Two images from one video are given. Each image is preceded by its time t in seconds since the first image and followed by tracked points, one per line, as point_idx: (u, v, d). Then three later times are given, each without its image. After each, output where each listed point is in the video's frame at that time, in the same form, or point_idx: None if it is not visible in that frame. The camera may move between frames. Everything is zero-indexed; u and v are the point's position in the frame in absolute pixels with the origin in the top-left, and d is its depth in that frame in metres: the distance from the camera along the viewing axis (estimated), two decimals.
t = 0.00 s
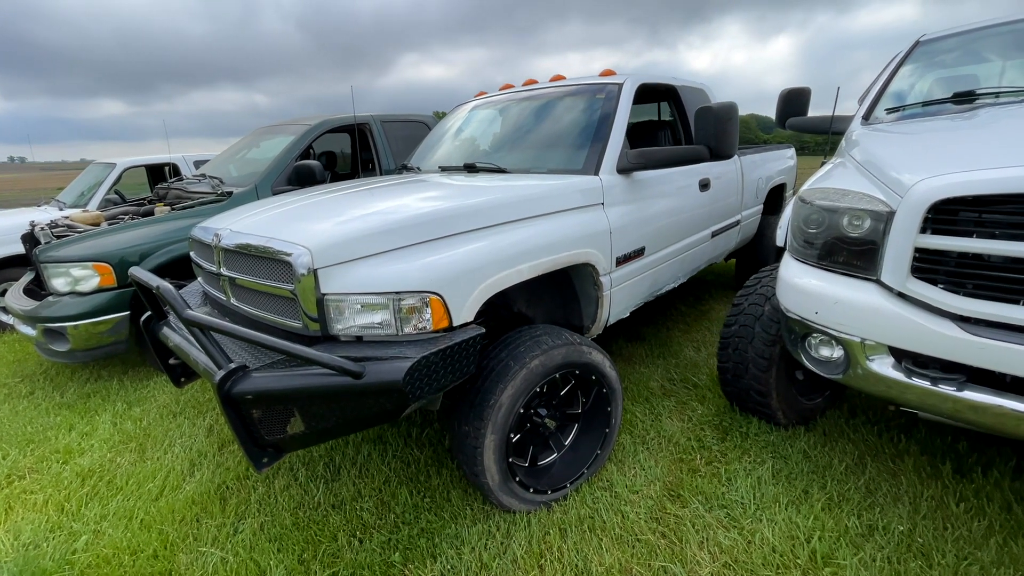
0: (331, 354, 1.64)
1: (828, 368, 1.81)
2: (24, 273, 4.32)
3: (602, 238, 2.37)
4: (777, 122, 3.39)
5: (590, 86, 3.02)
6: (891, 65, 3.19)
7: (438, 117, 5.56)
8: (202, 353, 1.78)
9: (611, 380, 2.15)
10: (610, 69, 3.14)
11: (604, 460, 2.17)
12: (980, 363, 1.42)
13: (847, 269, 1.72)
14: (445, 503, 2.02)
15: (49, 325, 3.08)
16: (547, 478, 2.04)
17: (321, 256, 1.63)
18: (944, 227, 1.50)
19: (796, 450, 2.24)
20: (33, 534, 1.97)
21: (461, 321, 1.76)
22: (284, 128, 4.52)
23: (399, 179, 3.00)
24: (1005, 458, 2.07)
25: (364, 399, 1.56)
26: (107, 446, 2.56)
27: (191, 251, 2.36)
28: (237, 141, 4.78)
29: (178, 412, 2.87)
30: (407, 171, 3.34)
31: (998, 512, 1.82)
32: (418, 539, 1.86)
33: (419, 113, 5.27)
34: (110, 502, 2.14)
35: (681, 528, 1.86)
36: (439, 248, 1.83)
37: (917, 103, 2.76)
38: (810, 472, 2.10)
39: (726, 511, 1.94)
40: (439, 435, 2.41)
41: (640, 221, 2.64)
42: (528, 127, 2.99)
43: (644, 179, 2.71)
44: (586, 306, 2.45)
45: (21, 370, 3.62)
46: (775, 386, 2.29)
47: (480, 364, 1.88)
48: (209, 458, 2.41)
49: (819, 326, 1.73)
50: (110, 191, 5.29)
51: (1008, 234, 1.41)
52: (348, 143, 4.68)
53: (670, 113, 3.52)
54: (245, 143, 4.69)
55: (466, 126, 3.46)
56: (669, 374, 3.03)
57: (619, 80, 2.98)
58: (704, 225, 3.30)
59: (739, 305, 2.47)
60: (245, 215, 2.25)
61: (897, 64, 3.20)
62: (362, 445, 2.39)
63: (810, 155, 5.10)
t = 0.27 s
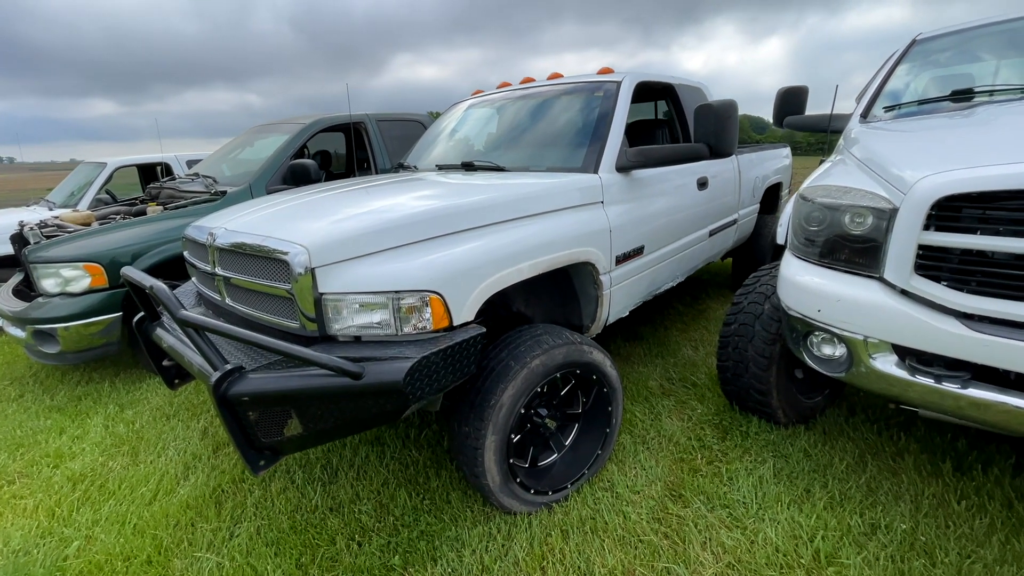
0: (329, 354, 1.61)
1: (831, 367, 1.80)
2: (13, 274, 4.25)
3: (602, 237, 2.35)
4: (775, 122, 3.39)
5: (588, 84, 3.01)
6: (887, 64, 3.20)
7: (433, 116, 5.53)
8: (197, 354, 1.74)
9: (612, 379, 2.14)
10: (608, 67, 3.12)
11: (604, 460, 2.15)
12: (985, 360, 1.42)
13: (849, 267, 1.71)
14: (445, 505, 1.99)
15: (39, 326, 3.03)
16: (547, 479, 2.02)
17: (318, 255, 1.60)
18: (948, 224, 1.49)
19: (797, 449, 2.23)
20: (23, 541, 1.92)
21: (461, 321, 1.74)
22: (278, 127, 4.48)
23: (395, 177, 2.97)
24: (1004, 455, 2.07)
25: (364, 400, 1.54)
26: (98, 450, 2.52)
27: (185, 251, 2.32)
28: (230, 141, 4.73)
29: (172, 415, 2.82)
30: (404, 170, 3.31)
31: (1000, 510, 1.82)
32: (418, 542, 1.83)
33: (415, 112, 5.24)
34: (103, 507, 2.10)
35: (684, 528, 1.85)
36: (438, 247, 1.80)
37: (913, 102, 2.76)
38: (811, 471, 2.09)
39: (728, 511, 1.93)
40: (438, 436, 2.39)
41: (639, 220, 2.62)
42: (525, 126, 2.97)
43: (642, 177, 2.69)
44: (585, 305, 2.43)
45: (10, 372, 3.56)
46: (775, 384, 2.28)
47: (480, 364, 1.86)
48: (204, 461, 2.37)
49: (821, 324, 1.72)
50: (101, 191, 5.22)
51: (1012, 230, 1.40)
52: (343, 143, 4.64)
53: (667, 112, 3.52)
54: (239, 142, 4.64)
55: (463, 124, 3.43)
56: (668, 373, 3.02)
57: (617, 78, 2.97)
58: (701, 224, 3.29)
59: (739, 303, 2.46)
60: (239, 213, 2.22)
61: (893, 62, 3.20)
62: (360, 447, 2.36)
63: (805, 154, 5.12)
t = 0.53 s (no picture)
0: (332, 352, 1.59)
1: (834, 363, 1.80)
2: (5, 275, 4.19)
3: (603, 235, 2.34)
4: (773, 119, 3.40)
5: (587, 82, 3.00)
6: (884, 63, 3.21)
7: (430, 115, 5.51)
8: (197, 353, 1.72)
9: (614, 377, 2.13)
10: (607, 65, 3.12)
11: (607, 458, 2.15)
12: (989, 355, 1.42)
13: (852, 264, 1.72)
14: (448, 504, 1.98)
15: (33, 327, 2.99)
16: (550, 478, 2.01)
17: (320, 252, 1.58)
18: (951, 220, 1.50)
19: (799, 446, 2.24)
20: (19, 544, 1.89)
21: (465, 318, 1.73)
22: (274, 126, 4.45)
23: (394, 176, 2.95)
24: (1004, 450, 2.08)
25: (368, 399, 1.52)
26: (95, 452, 2.48)
27: (182, 250, 2.29)
28: (226, 140, 4.69)
29: (169, 416, 2.79)
30: (402, 168, 3.30)
31: (1001, 504, 1.83)
32: (421, 542, 1.82)
33: (411, 111, 5.22)
34: (100, 509, 2.07)
35: (688, 525, 1.84)
36: (441, 245, 1.79)
37: (911, 100, 2.77)
38: (814, 468, 2.10)
39: (732, 508, 1.92)
40: (439, 435, 2.37)
41: (639, 218, 2.62)
42: (524, 124, 2.97)
43: (643, 175, 2.69)
44: (587, 303, 2.43)
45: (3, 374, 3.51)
46: (777, 381, 2.28)
47: (484, 362, 1.85)
48: (202, 462, 2.34)
49: (825, 321, 1.72)
50: (94, 190, 5.16)
51: (1016, 225, 1.41)
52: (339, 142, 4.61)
53: (666, 110, 3.52)
54: (234, 141, 4.61)
55: (461, 123, 3.42)
56: (668, 371, 3.02)
57: (617, 77, 2.97)
58: (701, 222, 3.29)
59: (740, 301, 2.46)
60: (238, 212, 2.20)
61: (890, 61, 3.22)
62: (360, 447, 2.34)
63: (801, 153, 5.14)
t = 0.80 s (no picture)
0: (334, 350, 1.60)
1: (830, 360, 1.83)
2: None
3: (602, 234, 2.36)
4: (768, 119, 3.42)
5: (585, 83, 3.02)
6: (878, 63, 3.25)
7: (427, 115, 5.52)
8: (199, 352, 1.73)
9: (613, 375, 2.15)
10: (604, 66, 3.14)
11: (606, 455, 2.17)
12: (982, 351, 1.45)
13: (848, 261, 1.74)
14: (448, 502, 1.99)
15: (29, 327, 2.98)
16: (550, 475, 2.02)
17: (322, 251, 1.59)
18: (944, 218, 1.52)
19: (795, 442, 2.26)
20: (18, 544, 1.89)
21: (466, 316, 1.74)
22: (271, 126, 4.44)
23: (393, 175, 2.96)
24: (996, 445, 2.12)
25: (370, 396, 1.54)
26: (93, 452, 2.48)
27: (182, 249, 2.29)
28: (223, 140, 4.68)
29: (167, 416, 2.79)
30: (400, 168, 3.30)
31: (993, 498, 1.86)
32: (422, 539, 1.83)
33: (408, 111, 5.23)
34: (100, 509, 2.07)
35: (687, 521, 1.86)
36: (441, 243, 1.81)
37: (904, 100, 2.81)
38: (810, 464, 2.12)
39: (729, 504, 1.95)
40: (439, 434, 2.38)
41: (637, 217, 2.64)
42: (522, 124, 2.98)
43: (640, 175, 2.71)
44: (585, 302, 2.45)
45: None
46: (773, 378, 2.31)
47: (484, 360, 1.86)
48: (201, 462, 2.34)
49: (821, 318, 1.75)
50: (89, 190, 5.14)
51: (1007, 223, 1.43)
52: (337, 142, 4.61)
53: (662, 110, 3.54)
54: (231, 141, 4.60)
55: (459, 122, 3.43)
56: (665, 369, 3.04)
57: (614, 77, 2.99)
58: (697, 222, 3.32)
59: (737, 299, 2.49)
60: (237, 211, 2.20)
61: (884, 62, 3.25)
62: (360, 446, 2.35)
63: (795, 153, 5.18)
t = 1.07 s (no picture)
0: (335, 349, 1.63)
1: (821, 357, 1.87)
2: None
3: (597, 234, 2.40)
4: (761, 121, 3.47)
5: (581, 85, 3.06)
6: (869, 66, 3.30)
7: (424, 116, 5.55)
8: (201, 351, 1.76)
9: (609, 372, 2.18)
10: (600, 68, 3.18)
11: (602, 451, 2.20)
12: (965, 347, 1.49)
13: (837, 261, 1.78)
14: (447, 498, 2.02)
15: (29, 327, 2.99)
16: (547, 471, 2.06)
17: (322, 251, 1.62)
18: (930, 218, 1.57)
19: (787, 438, 2.30)
20: (22, 541, 1.91)
21: (464, 315, 1.78)
22: (269, 127, 4.47)
23: (391, 176, 2.99)
24: (983, 440, 2.16)
25: (370, 393, 1.57)
26: (94, 451, 2.50)
27: (182, 250, 2.32)
28: (221, 140, 4.70)
29: (167, 415, 2.81)
30: (398, 169, 3.34)
31: (979, 492, 1.91)
32: (422, 534, 1.86)
33: (406, 112, 5.26)
34: (102, 506, 2.09)
35: (681, 515, 1.90)
36: (439, 244, 1.84)
37: (895, 102, 2.85)
38: (801, 459, 2.16)
39: (723, 498, 1.99)
40: (437, 431, 2.42)
41: (632, 217, 2.68)
42: (519, 126, 3.02)
43: (635, 176, 2.75)
44: (581, 301, 2.48)
45: None
46: (766, 376, 2.35)
47: (482, 358, 1.89)
48: (203, 460, 2.37)
49: (811, 316, 1.79)
50: (86, 191, 5.15)
51: (990, 223, 1.48)
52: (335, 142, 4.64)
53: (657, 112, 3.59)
54: (229, 142, 4.62)
55: (456, 124, 3.47)
56: (661, 368, 3.08)
57: (610, 79, 3.03)
58: (692, 222, 3.36)
59: (730, 298, 2.53)
60: (238, 212, 2.23)
61: (875, 64, 3.31)
62: (360, 443, 2.38)
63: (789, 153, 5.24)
